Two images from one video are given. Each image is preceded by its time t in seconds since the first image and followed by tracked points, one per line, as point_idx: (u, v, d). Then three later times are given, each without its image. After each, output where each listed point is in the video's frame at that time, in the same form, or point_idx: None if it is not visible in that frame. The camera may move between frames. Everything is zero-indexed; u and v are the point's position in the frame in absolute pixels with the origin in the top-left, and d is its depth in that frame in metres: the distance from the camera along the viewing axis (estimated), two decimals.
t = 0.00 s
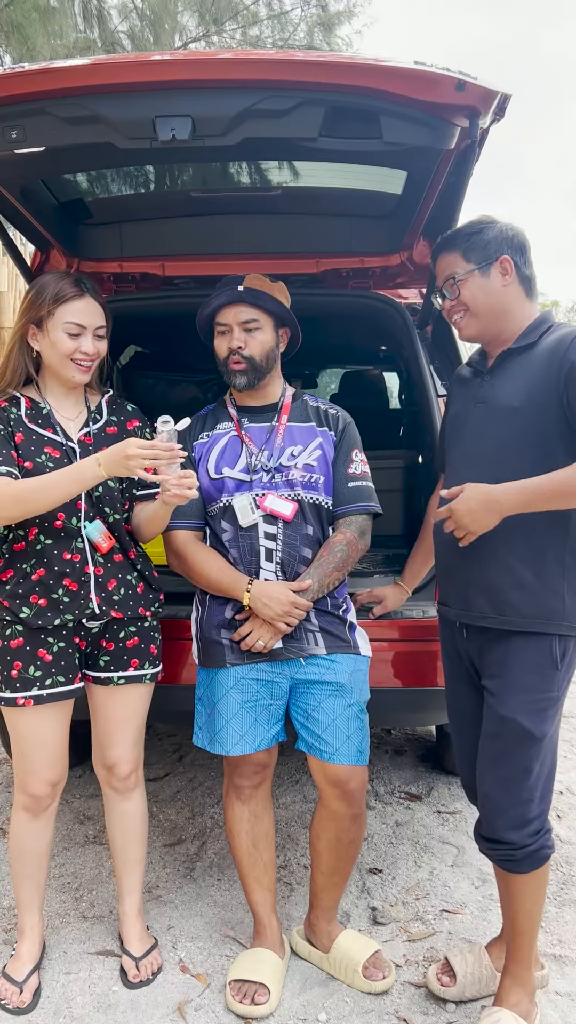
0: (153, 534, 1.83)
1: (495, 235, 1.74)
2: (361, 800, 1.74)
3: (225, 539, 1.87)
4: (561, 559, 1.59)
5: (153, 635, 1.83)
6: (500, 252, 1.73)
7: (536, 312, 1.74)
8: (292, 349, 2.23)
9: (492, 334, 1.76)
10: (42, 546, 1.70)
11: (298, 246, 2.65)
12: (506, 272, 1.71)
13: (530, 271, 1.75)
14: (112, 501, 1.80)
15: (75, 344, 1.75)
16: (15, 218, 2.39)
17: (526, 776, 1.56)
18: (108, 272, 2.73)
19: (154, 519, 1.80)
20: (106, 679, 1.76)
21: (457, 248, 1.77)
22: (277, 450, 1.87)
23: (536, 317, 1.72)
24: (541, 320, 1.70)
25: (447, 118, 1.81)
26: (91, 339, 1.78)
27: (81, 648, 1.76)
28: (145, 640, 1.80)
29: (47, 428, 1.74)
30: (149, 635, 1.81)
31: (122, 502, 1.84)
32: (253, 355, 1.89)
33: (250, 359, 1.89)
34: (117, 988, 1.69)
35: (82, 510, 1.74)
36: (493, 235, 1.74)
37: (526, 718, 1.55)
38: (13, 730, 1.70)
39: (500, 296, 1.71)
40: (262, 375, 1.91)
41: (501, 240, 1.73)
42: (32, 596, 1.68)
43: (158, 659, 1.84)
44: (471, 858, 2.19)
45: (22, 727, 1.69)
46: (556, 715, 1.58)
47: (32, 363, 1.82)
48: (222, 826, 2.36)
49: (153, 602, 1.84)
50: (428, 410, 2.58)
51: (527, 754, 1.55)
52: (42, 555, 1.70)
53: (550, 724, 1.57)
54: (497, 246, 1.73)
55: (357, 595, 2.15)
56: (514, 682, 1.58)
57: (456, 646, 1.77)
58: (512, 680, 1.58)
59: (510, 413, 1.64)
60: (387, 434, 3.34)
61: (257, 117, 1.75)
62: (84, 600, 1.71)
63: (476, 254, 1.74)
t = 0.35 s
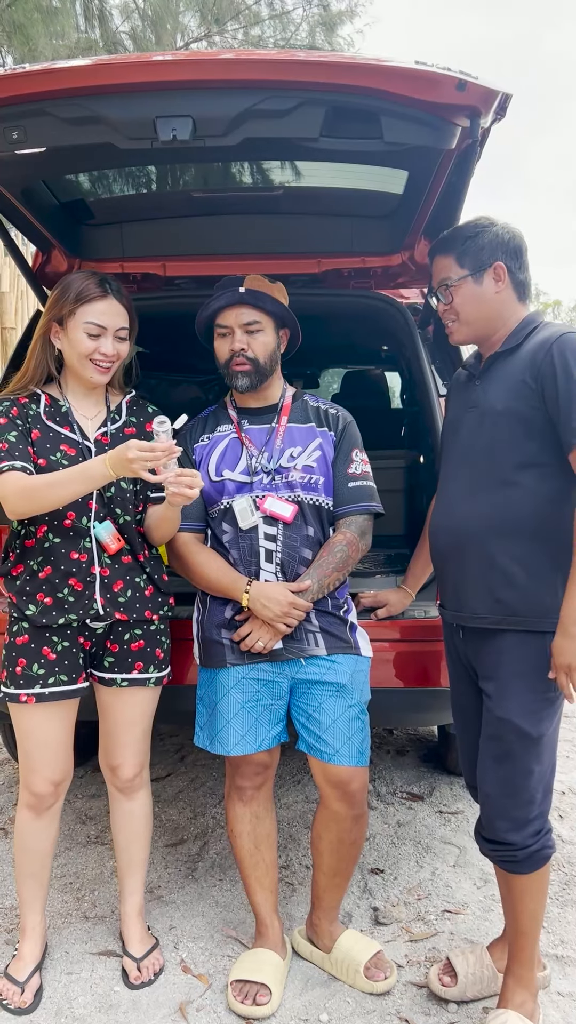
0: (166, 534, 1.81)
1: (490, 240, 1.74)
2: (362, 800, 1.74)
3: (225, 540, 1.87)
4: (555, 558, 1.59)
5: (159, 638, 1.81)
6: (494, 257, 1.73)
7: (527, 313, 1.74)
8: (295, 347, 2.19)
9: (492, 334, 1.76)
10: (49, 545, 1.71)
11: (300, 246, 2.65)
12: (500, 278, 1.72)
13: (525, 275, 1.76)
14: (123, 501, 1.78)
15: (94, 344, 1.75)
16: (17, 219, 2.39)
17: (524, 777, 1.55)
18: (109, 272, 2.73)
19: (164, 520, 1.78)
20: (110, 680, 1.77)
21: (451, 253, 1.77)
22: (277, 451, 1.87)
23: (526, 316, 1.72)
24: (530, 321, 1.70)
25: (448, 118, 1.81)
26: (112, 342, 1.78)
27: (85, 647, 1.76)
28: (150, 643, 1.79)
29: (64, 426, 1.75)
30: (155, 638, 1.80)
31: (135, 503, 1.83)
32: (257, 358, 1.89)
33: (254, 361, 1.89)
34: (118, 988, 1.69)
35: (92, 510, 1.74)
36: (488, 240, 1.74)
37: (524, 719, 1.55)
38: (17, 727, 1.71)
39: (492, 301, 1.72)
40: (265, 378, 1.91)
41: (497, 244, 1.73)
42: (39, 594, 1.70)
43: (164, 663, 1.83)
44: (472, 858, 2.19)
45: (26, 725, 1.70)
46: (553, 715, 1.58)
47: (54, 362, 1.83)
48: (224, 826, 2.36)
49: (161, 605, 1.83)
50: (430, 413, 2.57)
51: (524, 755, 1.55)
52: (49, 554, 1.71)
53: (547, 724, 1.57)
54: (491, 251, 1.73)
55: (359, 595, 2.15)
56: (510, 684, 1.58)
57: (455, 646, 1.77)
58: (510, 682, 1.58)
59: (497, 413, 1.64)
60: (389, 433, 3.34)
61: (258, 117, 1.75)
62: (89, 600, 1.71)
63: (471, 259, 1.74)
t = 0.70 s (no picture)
0: (176, 534, 1.80)
1: (514, 236, 1.71)
2: (364, 800, 1.74)
3: (226, 541, 1.87)
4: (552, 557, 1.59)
5: (161, 639, 1.81)
6: (514, 254, 1.71)
7: (531, 311, 1.74)
8: (295, 346, 2.18)
9: (494, 333, 1.75)
10: (53, 545, 1.72)
11: (301, 245, 2.65)
12: (517, 277, 1.71)
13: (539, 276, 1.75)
14: (128, 501, 1.77)
15: (103, 344, 1.75)
16: (18, 218, 2.39)
17: (525, 777, 1.55)
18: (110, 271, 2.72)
19: (172, 519, 1.78)
20: (111, 679, 1.76)
21: (470, 242, 1.73)
22: (278, 452, 1.87)
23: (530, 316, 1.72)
24: (532, 321, 1.69)
25: (449, 117, 1.80)
26: (120, 342, 1.77)
27: (87, 646, 1.76)
28: (151, 644, 1.79)
29: (69, 425, 1.76)
30: (156, 638, 1.80)
31: (142, 502, 1.81)
32: (264, 359, 1.89)
33: (261, 361, 1.89)
34: (120, 988, 1.69)
35: (97, 509, 1.74)
36: (510, 235, 1.71)
37: (524, 720, 1.55)
38: (19, 725, 1.71)
39: (508, 300, 1.72)
40: (270, 378, 1.92)
41: (517, 241, 1.71)
42: (42, 592, 1.71)
43: (166, 663, 1.82)
44: (474, 858, 2.19)
45: (28, 723, 1.70)
46: (553, 715, 1.57)
47: (61, 361, 1.83)
48: (225, 826, 2.36)
49: (164, 605, 1.82)
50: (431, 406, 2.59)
51: (525, 755, 1.55)
52: (52, 553, 1.72)
53: (547, 723, 1.56)
54: (512, 247, 1.71)
55: (361, 595, 2.15)
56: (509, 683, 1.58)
57: (454, 646, 1.76)
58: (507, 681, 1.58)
59: (494, 413, 1.64)
60: (390, 432, 3.33)
61: (259, 116, 1.75)
62: (91, 599, 1.72)
63: (492, 253, 1.71)
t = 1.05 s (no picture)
0: (175, 533, 1.80)
1: (515, 234, 1.69)
2: (366, 800, 1.73)
3: (226, 539, 1.86)
4: (553, 555, 1.58)
5: (159, 638, 1.81)
6: (516, 250, 1.69)
7: (536, 309, 1.72)
8: (295, 346, 2.17)
9: (495, 330, 1.75)
10: (50, 545, 1.71)
11: (302, 243, 2.64)
12: (520, 273, 1.69)
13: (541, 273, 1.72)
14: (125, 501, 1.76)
15: (102, 344, 1.75)
16: (18, 216, 2.39)
17: (526, 776, 1.55)
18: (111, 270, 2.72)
19: (173, 519, 1.77)
20: (109, 679, 1.76)
21: (474, 242, 1.71)
22: (278, 449, 1.86)
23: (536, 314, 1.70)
24: (537, 321, 1.67)
25: (451, 114, 1.79)
26: (118, 340, 1.77)
27: (85, 647, 1.76)
28: (149, 644, 1.79)
29: (66, 425, 1.75)
30: (154, 638, 1.80)
31: (140, 503, 1.81)
32: (269, 357, 1.89)
33: (266, 359, 1.89)
34: (121, 987, 1.69)
35: (94, 509, 1.73)
36: (512, 232, 1.70)
37: (525, 719, 1.54)
38: (17, 725, 1.71)
39: (513, 299, 1.71)
40: (275, 376, 1.92)
41: (518, 239, 1.69)
42: (40, 592, 1.71)
43: (164, 662, 1.82)
44: (476, 858, 2.18)
45: (27, 723, 1.70)
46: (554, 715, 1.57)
47: (57, 361, 1.83)
48: (226, 825, 2.36)
49: (162, 605, 1.82)
50: (432, 404, 2.58)
51: (526, 754, 1.54)
52: (49, 554, 1.71)
53: (547, 722, 1.55)
54: (515, 243, 1.69)
55: (362, 594, 2.15)
56: (509, 683, 1.57)
57: (454, 645, 1.76)
58: (508, 681, 1.57)
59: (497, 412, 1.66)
60: (392, 432, 3.33)
61: (260, 114, 1.74)
62: (88, 600, 1.71)
63: (494, 251, 1.69)
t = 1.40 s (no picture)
0: (171, 532, 1.80)
1: (510, 234, 1.70)
2: (367, 800, 1.73)
3: (227, 539, 1.86)
4: (554, 553, 1.58)
5: (159, 637, 1.81)
6: (511, 249, 1.69)
7: (535, 308, 1.72)
8: (295, 346, 2.18)
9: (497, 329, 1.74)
10: (48, 546, 1.71)
11: (304, 242, 2.64)
12: (517, 272, 1.69)
13: (539, 268, 1.73)
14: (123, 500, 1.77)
15: (97, 343, 1.75)
16: (21, 214, 2.38)
17: (527, 776, 1.54)
18: (113, 269, 2.72)
19: (171, 519, 1.78)
20: (110, 679, 1.77)
21: (469, 243, 1.73)
22: (278, 449, 1.86)
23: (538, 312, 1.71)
24: (537, 321, 1.67)
25: (453, 112, 1.79)
26: (114, 338, 1.78)
27: (86, 647, 1.76)
28: (149, 642, 1.79)
29: (61, 424, 1.75)
30: (154, 637, 1.80)
31: (136, 502, 1.82)
32: (270, 355, 1.89)
33: (267, 358, 1.89)
34: (123, 986, 1.69)
35: (92, 509, 1.73)
36: (507, 233, 1.70)
37: (526, 717, 1.54)
38: (19, 727, 1.71)
39: (513, 297, 1.71)
40: (276, 375, 1.91)
41: (514, 239, 1.70)
42: (39, 595, 1.70)
43: (164, 660, 1.82)
44: (478, 857, 2.18)
45: (28, 724, 1.70)
46: (555, 714, 1.57)
47: (50, 361, 1.82)
48: (228, 825, 2.36)
49: (161, 603, 1.82)
50: (435, 403, 2.57)
51: (527, 753, 1.54)
52: (48, 555, 1.71)
53: (548, 722, 1.55)
54: (510, 241, 1.69)
55: (364, 594, 2.14)
56: (510, 683, 1.57)
57: (456, 643, 1.76)
58: (509, 681, 1.57)
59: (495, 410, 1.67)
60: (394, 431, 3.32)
61: (262, 112, 1.74)
62: (89, 600, 1.71)
63: (489, 250, 1.70)
